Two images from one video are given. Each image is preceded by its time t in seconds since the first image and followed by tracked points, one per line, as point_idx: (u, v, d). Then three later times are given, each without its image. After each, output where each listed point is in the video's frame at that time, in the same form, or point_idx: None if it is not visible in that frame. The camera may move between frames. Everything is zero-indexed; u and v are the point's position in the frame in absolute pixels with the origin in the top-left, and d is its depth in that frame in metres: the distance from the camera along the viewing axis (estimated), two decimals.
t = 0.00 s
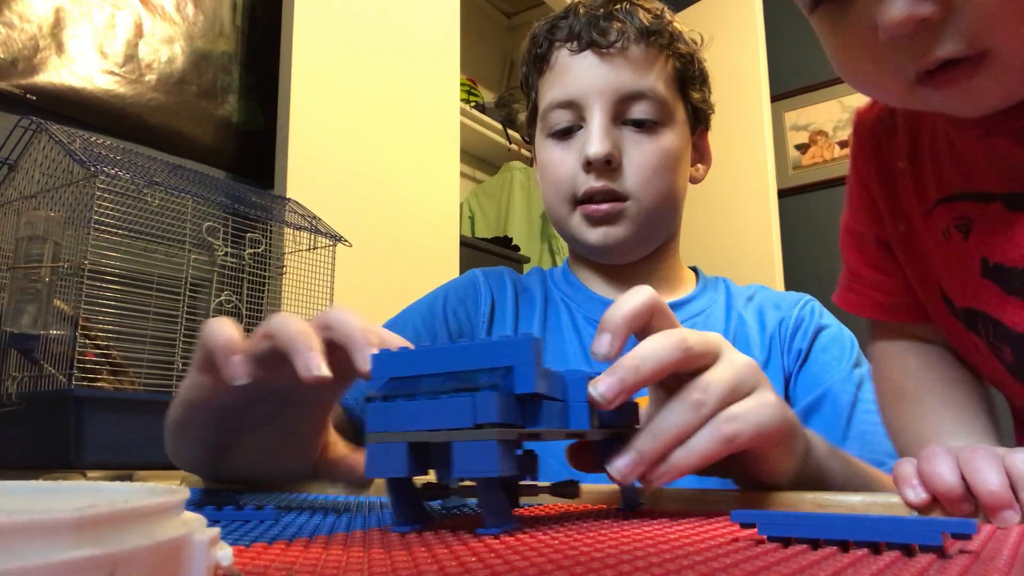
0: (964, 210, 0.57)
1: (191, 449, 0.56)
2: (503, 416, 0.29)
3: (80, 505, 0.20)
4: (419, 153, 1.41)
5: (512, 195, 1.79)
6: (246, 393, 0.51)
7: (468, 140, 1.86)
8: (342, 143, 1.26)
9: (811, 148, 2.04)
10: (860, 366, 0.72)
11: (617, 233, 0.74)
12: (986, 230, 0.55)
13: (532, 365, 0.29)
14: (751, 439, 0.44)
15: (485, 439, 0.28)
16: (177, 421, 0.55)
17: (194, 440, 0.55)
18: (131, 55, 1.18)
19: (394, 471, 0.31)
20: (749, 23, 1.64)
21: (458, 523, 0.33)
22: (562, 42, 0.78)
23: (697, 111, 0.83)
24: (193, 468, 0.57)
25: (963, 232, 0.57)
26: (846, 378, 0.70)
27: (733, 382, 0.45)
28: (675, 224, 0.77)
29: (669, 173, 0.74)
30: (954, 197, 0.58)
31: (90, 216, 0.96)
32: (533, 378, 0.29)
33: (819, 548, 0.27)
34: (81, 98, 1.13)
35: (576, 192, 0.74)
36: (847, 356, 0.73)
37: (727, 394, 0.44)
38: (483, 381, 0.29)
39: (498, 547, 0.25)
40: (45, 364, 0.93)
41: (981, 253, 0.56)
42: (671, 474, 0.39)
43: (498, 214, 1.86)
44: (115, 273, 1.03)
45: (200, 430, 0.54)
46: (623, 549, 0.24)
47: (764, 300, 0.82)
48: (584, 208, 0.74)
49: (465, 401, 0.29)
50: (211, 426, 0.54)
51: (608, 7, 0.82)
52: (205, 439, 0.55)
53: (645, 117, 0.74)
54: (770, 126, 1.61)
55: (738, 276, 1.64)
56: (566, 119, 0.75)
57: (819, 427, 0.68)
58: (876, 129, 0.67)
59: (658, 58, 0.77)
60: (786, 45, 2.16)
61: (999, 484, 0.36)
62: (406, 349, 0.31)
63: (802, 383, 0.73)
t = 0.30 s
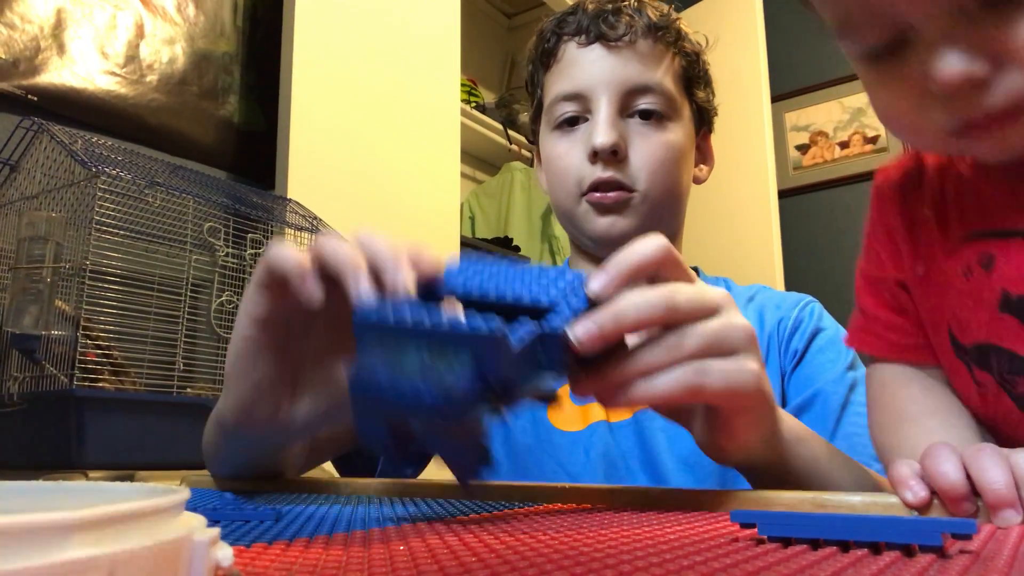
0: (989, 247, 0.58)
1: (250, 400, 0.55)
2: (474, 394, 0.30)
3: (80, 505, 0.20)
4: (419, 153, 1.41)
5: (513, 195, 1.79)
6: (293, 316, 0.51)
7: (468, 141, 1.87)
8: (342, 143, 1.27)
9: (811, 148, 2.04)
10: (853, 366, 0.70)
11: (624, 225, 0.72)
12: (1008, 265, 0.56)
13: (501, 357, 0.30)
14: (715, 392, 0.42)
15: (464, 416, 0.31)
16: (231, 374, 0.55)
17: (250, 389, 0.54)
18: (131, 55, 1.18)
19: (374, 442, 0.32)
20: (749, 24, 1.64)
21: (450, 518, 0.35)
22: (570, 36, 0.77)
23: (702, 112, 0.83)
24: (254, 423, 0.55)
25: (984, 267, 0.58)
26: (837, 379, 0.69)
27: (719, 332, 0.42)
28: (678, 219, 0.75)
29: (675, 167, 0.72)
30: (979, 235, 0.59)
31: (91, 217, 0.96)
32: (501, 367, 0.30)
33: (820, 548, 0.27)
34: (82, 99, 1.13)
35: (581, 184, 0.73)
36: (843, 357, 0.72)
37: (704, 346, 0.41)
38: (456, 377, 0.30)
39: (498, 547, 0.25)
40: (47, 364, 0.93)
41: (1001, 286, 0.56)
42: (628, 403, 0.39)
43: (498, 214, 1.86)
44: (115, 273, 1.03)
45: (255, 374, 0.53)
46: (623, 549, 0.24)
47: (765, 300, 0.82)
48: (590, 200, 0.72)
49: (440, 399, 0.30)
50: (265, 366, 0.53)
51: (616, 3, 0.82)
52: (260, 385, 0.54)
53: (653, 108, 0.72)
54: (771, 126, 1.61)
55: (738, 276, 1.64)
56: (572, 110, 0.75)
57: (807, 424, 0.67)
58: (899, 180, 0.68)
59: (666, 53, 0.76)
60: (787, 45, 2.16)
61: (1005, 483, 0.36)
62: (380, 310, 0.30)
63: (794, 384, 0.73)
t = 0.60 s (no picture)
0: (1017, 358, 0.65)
1: (250, 350, 0.60)
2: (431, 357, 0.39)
3: (80, 505, 0.20)
4: (419, 153, 1.41)
5: (512, 195, 1.79)
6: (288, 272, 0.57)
7: (468, 140, 1.87)
8: (342, 143, 1.27)
9: (811, 148, 2.04)
10: (843, 371, 0.69)
11: (622, 223, 0.72)
12: None
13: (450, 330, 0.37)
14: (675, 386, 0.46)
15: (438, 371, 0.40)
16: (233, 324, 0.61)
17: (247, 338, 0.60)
18: (131, 55, 1.18)
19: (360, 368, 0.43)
20: (749, 23, 1.64)
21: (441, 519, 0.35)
22: (572, 30, 0.77)
23: (705, 109, 0.83)
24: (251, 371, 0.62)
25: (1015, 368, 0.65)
26: (829, 383, 0.68)
27: (690, 331, 0.46)
28: (681, 217, 0.75)
29: (678, 164, 0.72)
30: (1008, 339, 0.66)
31: (91, 216, 0.97)
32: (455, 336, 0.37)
33: (820, 548, 0.27)
34: (82, 98, 1.13)
35: (581, 180, 0.72)
36: (838, 360, 0.71)
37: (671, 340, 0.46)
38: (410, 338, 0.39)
39: (499, 546, 0.25)
40: (46, 364, 0.92)
41: None
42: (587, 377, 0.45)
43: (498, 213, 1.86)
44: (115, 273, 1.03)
45: (253, 325, 0.59)
46: (624, 549, 0.24)
47: (766, 301, 0.82)
48: (590, 197, 0.72)
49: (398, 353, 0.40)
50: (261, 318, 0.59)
51: None
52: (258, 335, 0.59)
53: (655, 104, 0.72)
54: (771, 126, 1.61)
55: (739, 277, 1.64)
56: (573, 105, 0.74)
57: (796, 426, 0.67)
58: (935, 266, 0.73)
59: (669, 50, 0.76)
60: (787, 45, 2.17)
61: (1002, 485, 0.36)
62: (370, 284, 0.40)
63: (785, 384, 0.72)
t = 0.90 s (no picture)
0: None
1: (292, 336, 0.60)
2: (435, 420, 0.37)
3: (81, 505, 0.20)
4: (419, 153, 1.41)
5: (513, 195, 1.80)
6: (315, 255, 0.58)
7: (468, 141, 1.87)
8: (342, 143, 1.27)
9: (811, 148, 2.05)
10: (842, 376, 0.69)
11: (625, 223, 0.71)
12: None
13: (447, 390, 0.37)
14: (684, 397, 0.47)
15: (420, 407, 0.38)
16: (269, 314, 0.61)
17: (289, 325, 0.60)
18: (131, 55, 1.18)
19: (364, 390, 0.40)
20: (748, 23, 1.65)
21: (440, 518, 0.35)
22: (574, 28, 0.76)
23: (707, 107, 0.83)
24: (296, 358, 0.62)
25: None
26: (828, 387, 0.68)
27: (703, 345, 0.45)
28: (684, 217, 0.74)
29: (680, 164, 0.71)
30: None
31: (91, 216, 0.97)
32: (459, 388, 0.36)
33: (819, 548, 0.27)
34: (82, 98, 1.13)
35: (584, 180, 0.72)
36: (835, 364, 0.71)
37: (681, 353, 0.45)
38: (424, 385, 0.37)
39: (499, 546, 0.25)
40: (46, 364, 0.92)
41: None
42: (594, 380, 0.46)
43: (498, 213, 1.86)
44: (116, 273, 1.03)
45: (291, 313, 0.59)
46: (624, 549, 0.24)
47: (768, 301, 0.82)
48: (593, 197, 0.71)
49: (406, 397, 0.37)
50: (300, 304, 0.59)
51: None
52: (296, 323, 0.59)
53: (658, 103, 0.71)
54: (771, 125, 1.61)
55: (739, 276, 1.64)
56: (575, 104, 0.73)
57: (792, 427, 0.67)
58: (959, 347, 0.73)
59: (672, 48, 0.75)
60: (787, 46, 2.17)
61: (1001, 483, 0.36)
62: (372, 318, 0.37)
63: (784, 386, 0.73)
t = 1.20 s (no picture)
0: None
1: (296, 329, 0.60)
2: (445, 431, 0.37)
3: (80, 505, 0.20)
4: (419, 153, 1.42)
5: (513, 195, 1.80)
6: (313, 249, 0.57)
7: (468, 141, 1.87)
8: (342, 143, 1.26)
9: (811, 148, 2.06)
10: (845, 386, 0.68)
11: (628, 225, 0.70)
12: None
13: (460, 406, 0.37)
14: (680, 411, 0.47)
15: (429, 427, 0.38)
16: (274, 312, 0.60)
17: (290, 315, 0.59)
18: (131, 55, 1.18)
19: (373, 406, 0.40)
20: (748, 23, 1.65)
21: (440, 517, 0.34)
22: (579, 27, 0.75)
23: (713, 107, 0.82)
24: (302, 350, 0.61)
25: None
26: (830, 396, 0.68)
27: (704, 361, 0.46)
28: (687, 218, 0.73)
29: (685, 166, 0.70)
30: None
31: (90, 216, 0.96)
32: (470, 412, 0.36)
33: (819, 548, 0.27)
34: (82, 98, 1.12)
35: (587, 181, 0.71)
36: (838, 372, 0.70)
37: (681, 368, 0.46)
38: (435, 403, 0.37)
39: (499, 546, 0.25)
40: (45, 364, 0.92)
41: None
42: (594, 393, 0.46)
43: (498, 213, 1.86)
44: (115, 273, 1.03)
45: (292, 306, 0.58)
46: (625, 549, 0.24)
47: (773, 304, 0.82)
48: (596, 199, 0.70)
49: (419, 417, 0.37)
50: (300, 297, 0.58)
51: None
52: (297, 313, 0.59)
53: (663, 104, 0.70)
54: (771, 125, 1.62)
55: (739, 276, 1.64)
56: (580, 104, 0.72)
57: (790, 436, 0.68)
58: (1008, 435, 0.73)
59: (677, 50, 0.73)
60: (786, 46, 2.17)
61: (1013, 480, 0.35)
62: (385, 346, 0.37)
63: (786, 392, 0.73)
